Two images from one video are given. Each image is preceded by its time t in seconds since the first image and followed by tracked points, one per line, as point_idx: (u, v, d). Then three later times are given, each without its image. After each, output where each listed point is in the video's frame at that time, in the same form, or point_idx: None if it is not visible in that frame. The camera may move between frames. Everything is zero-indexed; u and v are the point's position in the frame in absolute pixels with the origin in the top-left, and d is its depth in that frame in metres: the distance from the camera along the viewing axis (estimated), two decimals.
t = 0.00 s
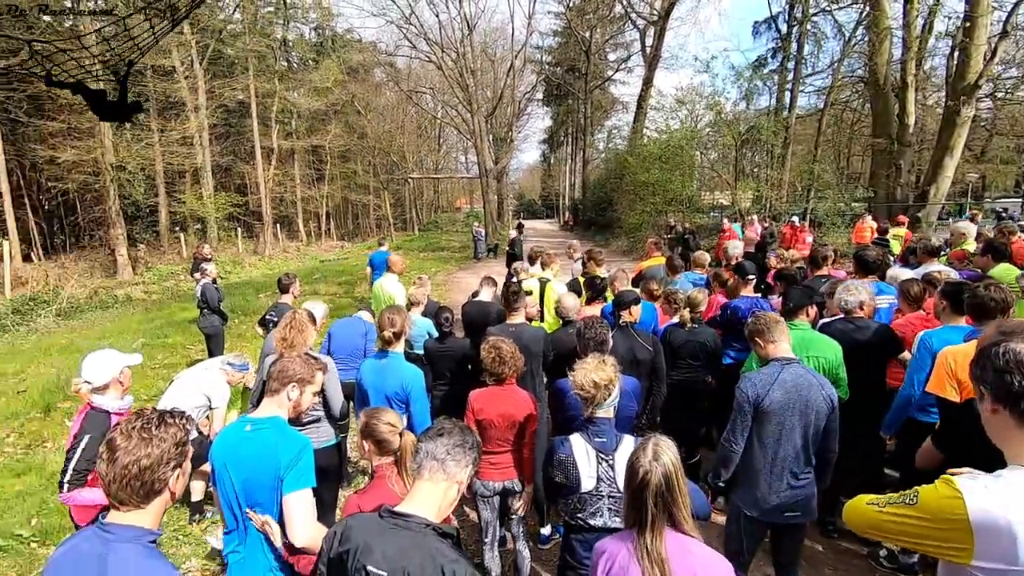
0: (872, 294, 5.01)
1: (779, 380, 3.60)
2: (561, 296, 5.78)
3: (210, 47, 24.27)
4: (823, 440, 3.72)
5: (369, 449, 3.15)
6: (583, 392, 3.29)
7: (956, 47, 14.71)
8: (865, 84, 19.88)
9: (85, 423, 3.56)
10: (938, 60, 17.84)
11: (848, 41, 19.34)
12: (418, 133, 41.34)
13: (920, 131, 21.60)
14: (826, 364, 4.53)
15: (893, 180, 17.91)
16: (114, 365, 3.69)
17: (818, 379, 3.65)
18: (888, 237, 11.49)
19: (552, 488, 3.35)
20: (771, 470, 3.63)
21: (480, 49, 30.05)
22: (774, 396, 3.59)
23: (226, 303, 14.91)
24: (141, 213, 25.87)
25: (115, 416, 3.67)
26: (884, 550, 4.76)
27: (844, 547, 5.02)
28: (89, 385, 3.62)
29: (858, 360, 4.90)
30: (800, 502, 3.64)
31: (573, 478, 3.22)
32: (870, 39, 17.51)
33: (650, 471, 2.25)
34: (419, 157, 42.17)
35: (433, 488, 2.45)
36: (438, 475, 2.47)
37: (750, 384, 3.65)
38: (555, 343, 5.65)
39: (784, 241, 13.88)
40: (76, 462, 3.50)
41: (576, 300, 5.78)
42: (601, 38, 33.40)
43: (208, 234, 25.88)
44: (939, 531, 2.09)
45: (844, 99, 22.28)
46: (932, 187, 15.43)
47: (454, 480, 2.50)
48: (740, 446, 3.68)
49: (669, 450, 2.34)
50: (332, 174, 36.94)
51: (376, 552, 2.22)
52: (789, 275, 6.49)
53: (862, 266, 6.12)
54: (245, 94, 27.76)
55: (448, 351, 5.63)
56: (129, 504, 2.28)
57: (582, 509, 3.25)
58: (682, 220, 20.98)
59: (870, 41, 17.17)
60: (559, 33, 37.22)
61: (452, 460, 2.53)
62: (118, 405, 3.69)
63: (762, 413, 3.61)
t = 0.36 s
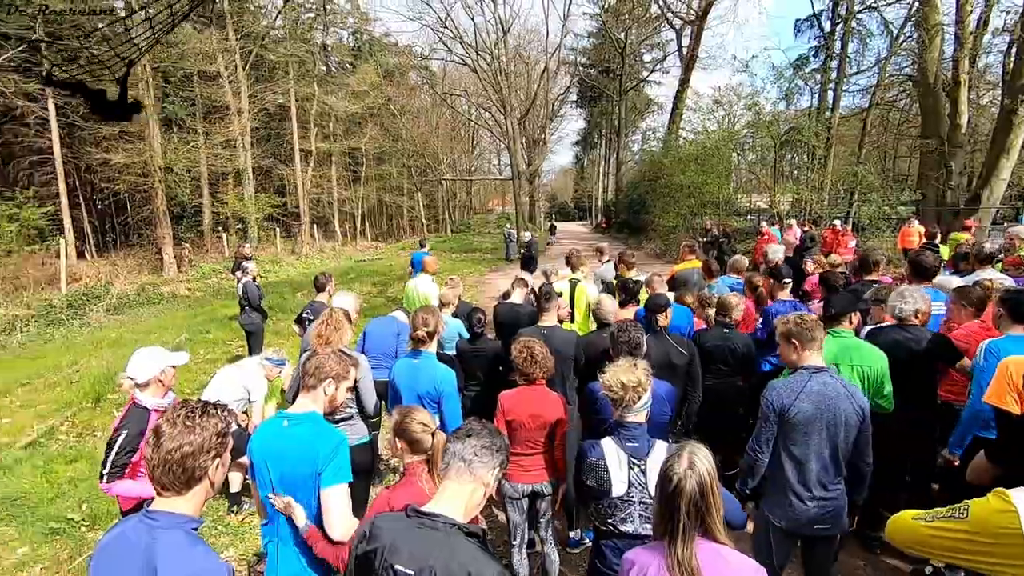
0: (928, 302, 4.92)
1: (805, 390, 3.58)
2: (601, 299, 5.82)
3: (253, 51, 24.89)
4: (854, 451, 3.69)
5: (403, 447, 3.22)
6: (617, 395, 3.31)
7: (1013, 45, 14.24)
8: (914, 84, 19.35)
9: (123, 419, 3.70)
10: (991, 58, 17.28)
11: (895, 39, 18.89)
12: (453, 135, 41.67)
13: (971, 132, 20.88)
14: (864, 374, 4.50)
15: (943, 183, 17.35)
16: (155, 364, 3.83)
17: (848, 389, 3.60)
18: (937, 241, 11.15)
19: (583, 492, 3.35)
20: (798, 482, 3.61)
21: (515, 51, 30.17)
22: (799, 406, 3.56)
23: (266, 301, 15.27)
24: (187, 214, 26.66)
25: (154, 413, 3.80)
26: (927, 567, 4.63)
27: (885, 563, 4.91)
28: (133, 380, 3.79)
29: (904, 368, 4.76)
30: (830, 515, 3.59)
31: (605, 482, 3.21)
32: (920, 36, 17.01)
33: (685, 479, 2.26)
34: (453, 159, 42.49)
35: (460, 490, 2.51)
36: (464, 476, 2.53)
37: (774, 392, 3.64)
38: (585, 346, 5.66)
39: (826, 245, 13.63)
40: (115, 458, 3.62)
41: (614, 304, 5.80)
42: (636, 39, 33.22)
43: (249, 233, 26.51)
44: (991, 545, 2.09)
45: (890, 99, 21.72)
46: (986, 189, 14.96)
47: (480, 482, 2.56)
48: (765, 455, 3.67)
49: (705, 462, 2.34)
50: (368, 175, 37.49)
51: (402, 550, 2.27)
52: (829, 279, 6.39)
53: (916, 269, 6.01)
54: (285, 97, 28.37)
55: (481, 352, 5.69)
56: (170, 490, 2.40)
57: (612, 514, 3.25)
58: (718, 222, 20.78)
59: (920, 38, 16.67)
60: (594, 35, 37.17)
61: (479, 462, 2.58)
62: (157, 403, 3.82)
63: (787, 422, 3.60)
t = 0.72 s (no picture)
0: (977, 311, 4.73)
1: (819, 400, 3.56)
2: (621, 305, 5.83)
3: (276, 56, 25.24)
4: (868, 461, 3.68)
5: (421, 449, 3.25)
6: (635, 401, 3.31)
7: None
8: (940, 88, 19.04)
9: (165, 406, 3.85)
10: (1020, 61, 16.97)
11: (921, 42, 18.64)
12: (471, 139, 41.83)
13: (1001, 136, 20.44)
14: (883, 385, 4.45)
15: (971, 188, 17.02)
16: (171, 352, 3.89)
17: (863, 398, 3.59)
18: (965, 246, 10.94)
19: (601, 498, 3.37)
20: (811, 493, 3.59)
21: (535, 56, 30.25)
22: (810, 416, 3.54)
23: (287, 303, 15.46)
24: (210, 217, 27.07)
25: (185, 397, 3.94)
26: None
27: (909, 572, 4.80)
28: (152, 371, 3.87)
29: (929, 374, 4.71)
30: (844, 526, 3.58)
31: (622, 488, 3.23)
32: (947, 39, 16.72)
33: (726, 486, 2.24)
34: (471, 163, 42.66)
35: (474, 492, 2.53)
36: (477, 479, 2.56)
37: (786, 402, 3.61)
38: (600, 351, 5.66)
39: (849, 251, 13.46)
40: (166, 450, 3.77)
41: (634, 309, 5.79)
42: (656, 44, 33.10)
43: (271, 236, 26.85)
44: None
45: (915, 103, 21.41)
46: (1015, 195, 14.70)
47: (493, 485, 2.59)
48: (777, 466, 3.64)
49: (740, 465, 2.33)
50: (388, 180, 37.75)
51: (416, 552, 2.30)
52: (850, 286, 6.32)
53: (937, 277, 5.93)
54: (307, 101, 28.70)
55: (498, 356, 5.72)
56: (190, 487, 2.45)
57: (629, 521, 3.26)
58: (738, 227, 20.65)
59: (948, 41, 16.39)
60: (613, 40, 37.15)
61: (491, 466, 2.60)
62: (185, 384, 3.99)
63: (799, 432, 3.57)
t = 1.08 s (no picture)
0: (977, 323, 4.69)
1: (815, 409, 3.56)
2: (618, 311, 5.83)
3: (272, 61, 25.26)
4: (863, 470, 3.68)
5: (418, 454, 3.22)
6: (633, 407, 3.29)
7: None
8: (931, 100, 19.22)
9: (159, 414, 3.82)
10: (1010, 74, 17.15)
11: (912, 54, 18.84)
12: (467, 145, 41.89)
13: (992, 147, 20.55)
14: (876, 394, 4.45)
15: (961, 200, 16.86)
16: (164, 361, 3.89)
17: (858, 407, 3.59)
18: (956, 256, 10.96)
19: (598, 505, 3.35)
20: (807, 503, 3.59)
21: (531, 64, 30.37)
22: (807, 426, 3.53)
23: (281, 307, 15.41)
24: (205, 220, 26.98)
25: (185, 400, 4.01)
26: None
27: None
28: (142, 379, 3.83)
29: (925, 381, 4.72)
30: (840, 535, 3.58)
31: (619, 495, 3.21)
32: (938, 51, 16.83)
33: (740, 491, 2.22)
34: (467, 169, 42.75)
35: (469, 497, 2.52)
36: (473, 483, 2.54)
37: (782, 412, 3.60)
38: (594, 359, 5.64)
39: (841, 260, 13.53)
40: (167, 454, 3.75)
41: (632, 315, 5.78)
42: (651, 52, 33.28)
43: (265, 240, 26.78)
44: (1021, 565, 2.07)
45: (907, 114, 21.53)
46: (1005, 207, 14.81)
47: (487, 489, 2.57)
48: (773, 477, 3.62)
49: (751, 469, 2.33)
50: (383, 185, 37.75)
51: (410, 556, 2.27)
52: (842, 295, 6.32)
53: (919, 287, 5.99)
54: (303, 106, 28.69)
55: (492, 361, 5.71)
56: (184, 488, 2.43)
57: (627, 529, 3.24)
58: (732, 235, 20.76)
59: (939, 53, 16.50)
60: (609, 48, 37.35)
61: (484, 470, 2.59)
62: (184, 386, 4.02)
63: (796, 442, 3.56)
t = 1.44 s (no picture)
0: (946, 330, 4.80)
1: (787, 412, 3.58)
2: (592, 316, 5.84)
3: (249, 61, 24.93)
4: (834, 475, 3.70)
5: (400, 457, 3.16)
6: (612, 412, 3.26)
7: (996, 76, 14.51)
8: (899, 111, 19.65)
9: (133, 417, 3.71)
10: (975, 88, 17.59)
11: (881, 68, 19.35)
12: (447, 150, 41.76)
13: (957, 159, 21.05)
14: (848, 399, 4.51)
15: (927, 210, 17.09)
16: (142, 363, 3.77)
17: (830, 411, 3.62)
18: (922, 264, 11.20)
19: (577, 509, 3.33)
20: (778, 505, 3.61)
21: (511, 69, 30.40)
22: (780, 429, 3.55)
23: (255, 310, 15.18)
24: (177, 221, 26.47)
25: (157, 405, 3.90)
26: None
27: None
28: (118, 381, 3.73)
29: (894, 386, 4.77)
30: (810, 539, 3.61)
31: (598, 500, 3.20)
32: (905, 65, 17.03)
33: (710, 486, 2.22)
34: (447, 174, 42.66)
35: (446, 503, 2.48)
36: (451, 488, 2.51)
37: (756, 415, 3.62)
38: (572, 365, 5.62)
39: (813, 266, 13.75)
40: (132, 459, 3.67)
41: (603, 320, 5.80)
42: (630, 60, 33.51)
43: (240, 243, 26.41)
44: (979, 563, 2.09)
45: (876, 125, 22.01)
46: (968, 216, 15.10)
47: (464, 495, 2.54)
48: (747, 479, 3.63)
49: (722, 466, 2.32)
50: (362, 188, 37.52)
51: (385, 562, 2.22)
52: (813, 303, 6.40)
53: (893, 293, 6.05)
54: (280, 107, 28.39)
55: (470, 366, 5.68)
56: (156, 493, 2.35)
57: (605, 533, 3.23)
58: (709, 242, 20.98)
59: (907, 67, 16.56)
60: (589, 55, 37.56)
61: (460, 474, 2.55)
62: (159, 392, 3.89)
63: (768, 445, 3.57)
